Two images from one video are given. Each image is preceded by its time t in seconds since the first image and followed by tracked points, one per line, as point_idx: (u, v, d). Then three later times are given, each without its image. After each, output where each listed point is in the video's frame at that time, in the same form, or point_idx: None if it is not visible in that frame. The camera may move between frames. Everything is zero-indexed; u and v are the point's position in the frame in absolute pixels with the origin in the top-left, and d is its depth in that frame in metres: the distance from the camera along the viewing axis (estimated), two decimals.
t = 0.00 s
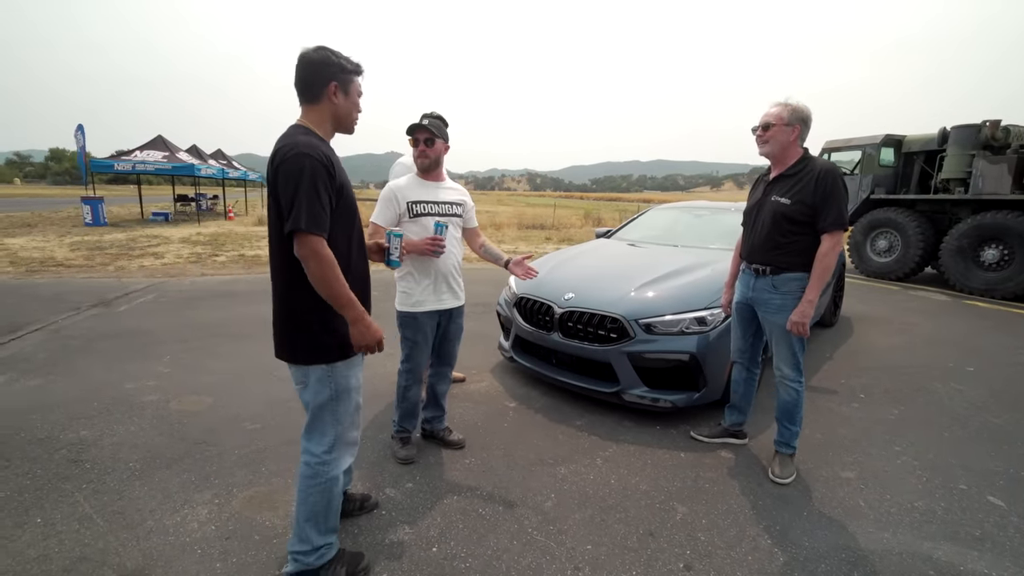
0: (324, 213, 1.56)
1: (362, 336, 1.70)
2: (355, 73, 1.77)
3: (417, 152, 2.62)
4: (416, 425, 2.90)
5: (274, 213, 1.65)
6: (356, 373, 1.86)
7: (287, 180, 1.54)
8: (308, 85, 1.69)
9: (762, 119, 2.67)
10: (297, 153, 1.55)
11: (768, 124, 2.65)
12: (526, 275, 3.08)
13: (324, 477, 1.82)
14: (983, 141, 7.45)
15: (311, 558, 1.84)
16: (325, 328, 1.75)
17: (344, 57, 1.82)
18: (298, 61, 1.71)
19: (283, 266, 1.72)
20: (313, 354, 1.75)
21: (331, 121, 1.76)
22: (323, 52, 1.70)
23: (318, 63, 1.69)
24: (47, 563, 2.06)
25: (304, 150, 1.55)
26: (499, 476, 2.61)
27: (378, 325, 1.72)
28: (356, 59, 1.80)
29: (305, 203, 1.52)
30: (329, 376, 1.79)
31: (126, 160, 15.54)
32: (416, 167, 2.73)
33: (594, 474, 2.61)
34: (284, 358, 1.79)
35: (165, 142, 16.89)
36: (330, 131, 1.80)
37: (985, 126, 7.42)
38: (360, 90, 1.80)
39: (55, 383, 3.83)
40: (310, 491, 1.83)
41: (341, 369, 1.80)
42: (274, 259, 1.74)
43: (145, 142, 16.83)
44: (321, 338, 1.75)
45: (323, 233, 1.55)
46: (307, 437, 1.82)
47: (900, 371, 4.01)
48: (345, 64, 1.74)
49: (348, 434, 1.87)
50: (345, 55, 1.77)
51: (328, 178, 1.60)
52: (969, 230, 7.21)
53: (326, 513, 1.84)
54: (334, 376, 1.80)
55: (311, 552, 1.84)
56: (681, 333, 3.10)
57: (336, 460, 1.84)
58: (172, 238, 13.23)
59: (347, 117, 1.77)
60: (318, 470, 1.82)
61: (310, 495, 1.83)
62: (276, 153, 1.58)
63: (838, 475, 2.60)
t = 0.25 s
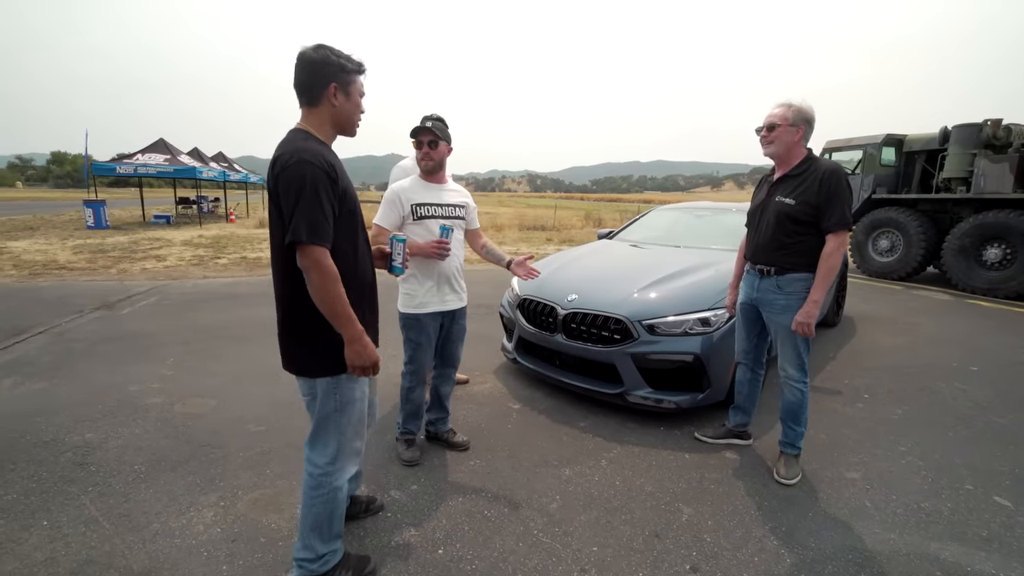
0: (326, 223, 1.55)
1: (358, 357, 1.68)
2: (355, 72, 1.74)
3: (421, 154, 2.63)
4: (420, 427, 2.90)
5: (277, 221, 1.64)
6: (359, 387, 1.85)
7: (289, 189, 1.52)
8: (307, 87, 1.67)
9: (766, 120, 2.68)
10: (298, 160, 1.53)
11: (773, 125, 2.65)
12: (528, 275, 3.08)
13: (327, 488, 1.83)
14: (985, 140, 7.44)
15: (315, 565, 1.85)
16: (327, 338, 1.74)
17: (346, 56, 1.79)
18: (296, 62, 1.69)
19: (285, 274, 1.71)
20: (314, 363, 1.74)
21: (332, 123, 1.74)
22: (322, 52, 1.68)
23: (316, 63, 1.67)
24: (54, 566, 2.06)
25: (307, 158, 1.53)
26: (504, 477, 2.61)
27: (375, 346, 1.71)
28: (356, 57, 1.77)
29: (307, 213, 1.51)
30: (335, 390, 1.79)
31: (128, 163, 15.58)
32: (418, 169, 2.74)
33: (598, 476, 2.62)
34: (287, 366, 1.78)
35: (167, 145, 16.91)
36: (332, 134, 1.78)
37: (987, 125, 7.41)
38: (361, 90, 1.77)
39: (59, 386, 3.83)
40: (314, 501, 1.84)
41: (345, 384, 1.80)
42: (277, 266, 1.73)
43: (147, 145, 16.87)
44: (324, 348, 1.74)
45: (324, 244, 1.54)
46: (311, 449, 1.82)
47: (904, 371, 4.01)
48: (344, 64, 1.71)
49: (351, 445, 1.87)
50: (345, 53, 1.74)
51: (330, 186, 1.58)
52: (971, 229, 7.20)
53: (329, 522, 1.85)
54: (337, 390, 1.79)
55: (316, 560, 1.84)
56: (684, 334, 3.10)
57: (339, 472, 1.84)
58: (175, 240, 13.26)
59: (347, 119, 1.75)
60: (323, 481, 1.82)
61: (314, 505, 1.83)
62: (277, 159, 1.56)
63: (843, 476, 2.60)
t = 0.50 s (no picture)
0: (327, 234, 1.54)
1: (353, 379, 1.65)
2: (363, 77, 1.74)
3: (426, 156, 2.64)
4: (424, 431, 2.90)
5: (278, 231, 1.63)
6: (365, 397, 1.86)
7: (290, 199, 1.52)
8: (315, 92, 1.68)
9: (769, 121, 2.68)
10: (300, 170, 1.53)
11: (776, 126, 2.66)
12: (531, 275, 3.10)
13: (334, 498, 1.83)
14: (985, 139, 7.45)
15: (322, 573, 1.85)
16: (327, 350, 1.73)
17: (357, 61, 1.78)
18: (304, 64, 1.69)
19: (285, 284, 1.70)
20: (314, 375, 1.73)
21: (338, 129, 1.75)
22: (330, 56, 1.68)
23: (323, 68, 1.67)
24: (60, 571, 2.07)
25: (310, 167, 1.53)
26: (508, 480, 2.62)
27: (371, 368, 1.68)
28: (365, 61, 1.77)
29: (308, 225, 1.50)
30: (340, 401, 1.79)
31: (129, 168, 15.61)
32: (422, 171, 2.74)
33: (603, 477, 2.62)
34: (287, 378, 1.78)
35: (169, 149, 16.95)
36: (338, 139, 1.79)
37: (987, 124, 7.42)
38: (367, 96, 1.77)
39: (63, 391, 3.84)
40: (320, 511, 1.84)
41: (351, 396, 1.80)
42: (278, 276, 1.72)
43: (148, 150, 16.91)
44: (324, 360, 1.73)
45: (326, 257, 1.53)
46: (316, 461, 1.82)
47: (907, 371, 4.01)
48: (352, 70, 1.71)
49: (357, 455, 1.87)
50: (353, 57, 1.74)
51: (332, 196, 1.58)
52: (973, 228, 7.20)
53: (335, 530, 1.85)
54: (344, 402, 1.80)
55: (322, 568, 1.84)
56: (687, 335, 3.10)
57: (346, 482, 1.84)
58: (176, 245, 13.29)
59: (352, 126, 1.75)
60: (329, 492, 1.82)
61: (321, 515, 1.84)
62: (278, 168, 1.55)
63: (848, 476, 2.60)
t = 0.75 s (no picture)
0: (332, 242, 1.55)
1: (348, 391, 1.64)
2: (368, 81, 1.75)
3: (428, 161, 2.65)
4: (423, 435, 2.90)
5: (282, 238, 1.63)
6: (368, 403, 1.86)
7: (295, 206, 1.52)
8: (320, 94, 1.68)
9: (767, 126, 2.70)
10: (305, 177, 1.53)
11: (774, 131, 2.67)
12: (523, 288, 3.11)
13: (335, 505, 1.82)
14: (978, 143, 7.51)
15: None
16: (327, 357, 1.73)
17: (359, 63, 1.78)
18: (309, 65, 1.68)
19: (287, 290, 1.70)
20: (313, 383, 1.73)
21: (340, 132, 1.75)
22: (335, 58, 1.68)
23: (329, 70, 1.67)
24: None
25: (315, 175, 1.54)
26: (507, 484, 2.62)
27: (366, 383, 1.68)
28: (370, 64, 1.77)
29: (313, 233, 1.51)
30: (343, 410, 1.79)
31: (126, 172, 15.58)
32: (423, 175, 2.74)
33: (602, 481, 2.62)
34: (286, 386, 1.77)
35: (165, 153, 16.92)
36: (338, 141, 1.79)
37: (980, 128, 7.48)
38: (371, 99, 1.78)
39: (59, 397, 3.82)
40: (321, 519, 1.83)
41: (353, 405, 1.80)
42: (279, 283, 1.71)
43: (145, 154, 16.89)
44: (324, 368, 1.73)
45: (330, 266, 1.54)
46: (317, 470, 1.81)
47: (903, 373, 4.02)
48: (357, 73, 1.72)
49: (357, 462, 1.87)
50: (359, 60, 1.74)
51: (337, 203, 1.58)
52: (967, 231, 7.25)
53: (335, 537, 1.85)
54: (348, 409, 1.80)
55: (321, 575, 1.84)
56: (685, 338, 3.11)
57: (346, 489, 1.84)
58: (173, 249, 13.25)
59: (356, 129, 1.76)
60: (329, 500, 1.82)
61: (321, 523, 1.84)
62: (283, 174, 1.55)
63: (846, 479, 2.61)
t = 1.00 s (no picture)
0: (341, 245, 1.55)
1: (366, 392, 1.64)
2: (365, 84, 1.76)
3: (432, 163, 2.65)
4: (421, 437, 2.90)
5: (285, 244, 1.62)
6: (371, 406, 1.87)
7: (302, 211, 1.52)
8: (318, 95, 1.67)
9: (764, 131, 2.72)
10: (311, 180, 1.53)
11: (771, 136, 2.69)
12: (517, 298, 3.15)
13: (336, 509, 1.82)
14: (974, 148, 7.56)
15: None
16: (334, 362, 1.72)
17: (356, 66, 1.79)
18: (307, 67, 1.67)
19: (289, 297, 1.68)
20: (320, 389, 1.72)
21: (337, 134, 1.75)
22: (333, 60, 1.68)
23: (328, 72, 1.67)
24: None
25: (321, 179, 1.54)
26: (505, 487, 2.62)
27: (384, 381, 1.68)
28: (367, 67, 1.78)
29: (324, 237, 1.51)
30: (346, 414, 1.79)
31: (123, 173, 15.55)
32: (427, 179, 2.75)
33: (600, 484, 2.62)
34: (289, 395, 1.75)
35: (163, 155, 16.89)
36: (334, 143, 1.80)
37: (975, 134, 7.52)
38: (368, 102, 1.78)
39: (55, 399, 3.81)
40: (321, 522, 1.83)
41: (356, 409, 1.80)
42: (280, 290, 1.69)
43: (142, 156, 16.87)
44: (330, 373, 1.72)
45: (341, 269, 1.54)
46: (318, 474, 1.81)
47: (900, 377, 4.04)
48: (355, 76, 1.72)
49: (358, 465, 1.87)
50: (356, 62, 1.74)
51: (342, 206, 1.59)
52: (963, 236, 7.29)
53: (335, 540, 1.85)
54: (350, 413, 1.79)
55: None
56: (683, 342, 3.12)
57: (347, 492, 1.84)
58: (170, 251, 13.21)
59: (353, 131, 1.77)
60: (330, 504, 1.81)
61: (321, 526, 1.83)
62: (286, 179, 1.55)
63: (843, 482, 2.62)
